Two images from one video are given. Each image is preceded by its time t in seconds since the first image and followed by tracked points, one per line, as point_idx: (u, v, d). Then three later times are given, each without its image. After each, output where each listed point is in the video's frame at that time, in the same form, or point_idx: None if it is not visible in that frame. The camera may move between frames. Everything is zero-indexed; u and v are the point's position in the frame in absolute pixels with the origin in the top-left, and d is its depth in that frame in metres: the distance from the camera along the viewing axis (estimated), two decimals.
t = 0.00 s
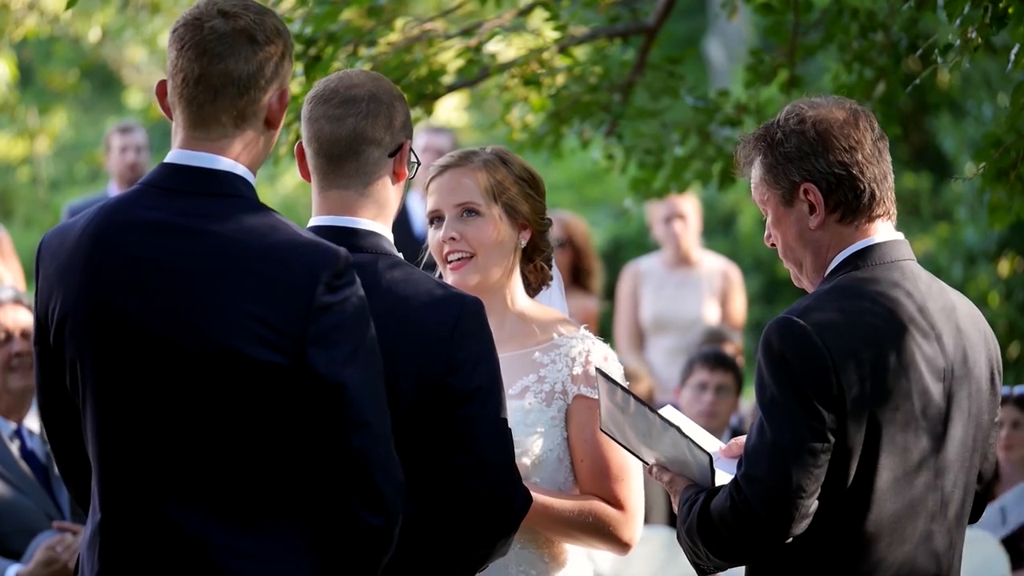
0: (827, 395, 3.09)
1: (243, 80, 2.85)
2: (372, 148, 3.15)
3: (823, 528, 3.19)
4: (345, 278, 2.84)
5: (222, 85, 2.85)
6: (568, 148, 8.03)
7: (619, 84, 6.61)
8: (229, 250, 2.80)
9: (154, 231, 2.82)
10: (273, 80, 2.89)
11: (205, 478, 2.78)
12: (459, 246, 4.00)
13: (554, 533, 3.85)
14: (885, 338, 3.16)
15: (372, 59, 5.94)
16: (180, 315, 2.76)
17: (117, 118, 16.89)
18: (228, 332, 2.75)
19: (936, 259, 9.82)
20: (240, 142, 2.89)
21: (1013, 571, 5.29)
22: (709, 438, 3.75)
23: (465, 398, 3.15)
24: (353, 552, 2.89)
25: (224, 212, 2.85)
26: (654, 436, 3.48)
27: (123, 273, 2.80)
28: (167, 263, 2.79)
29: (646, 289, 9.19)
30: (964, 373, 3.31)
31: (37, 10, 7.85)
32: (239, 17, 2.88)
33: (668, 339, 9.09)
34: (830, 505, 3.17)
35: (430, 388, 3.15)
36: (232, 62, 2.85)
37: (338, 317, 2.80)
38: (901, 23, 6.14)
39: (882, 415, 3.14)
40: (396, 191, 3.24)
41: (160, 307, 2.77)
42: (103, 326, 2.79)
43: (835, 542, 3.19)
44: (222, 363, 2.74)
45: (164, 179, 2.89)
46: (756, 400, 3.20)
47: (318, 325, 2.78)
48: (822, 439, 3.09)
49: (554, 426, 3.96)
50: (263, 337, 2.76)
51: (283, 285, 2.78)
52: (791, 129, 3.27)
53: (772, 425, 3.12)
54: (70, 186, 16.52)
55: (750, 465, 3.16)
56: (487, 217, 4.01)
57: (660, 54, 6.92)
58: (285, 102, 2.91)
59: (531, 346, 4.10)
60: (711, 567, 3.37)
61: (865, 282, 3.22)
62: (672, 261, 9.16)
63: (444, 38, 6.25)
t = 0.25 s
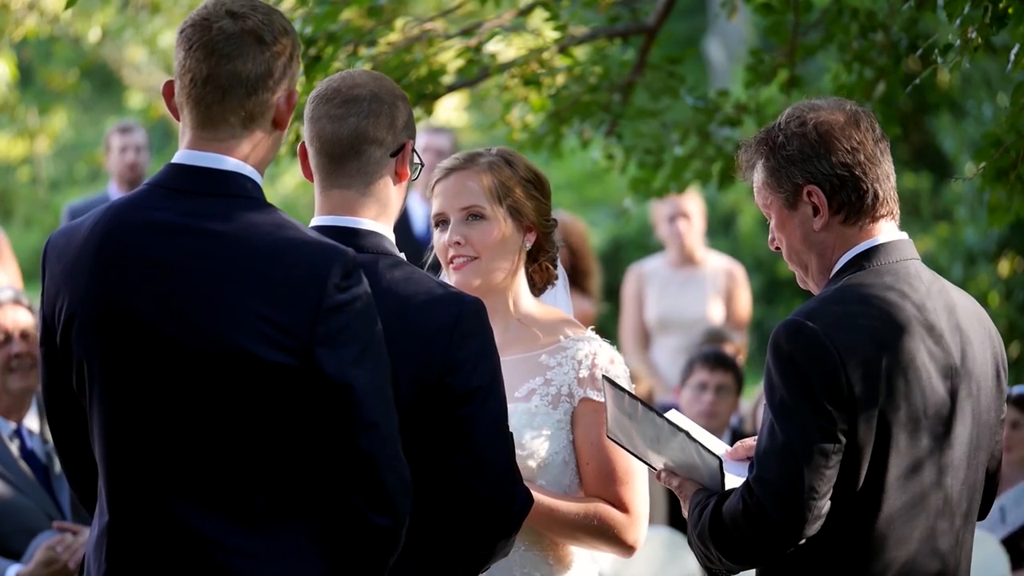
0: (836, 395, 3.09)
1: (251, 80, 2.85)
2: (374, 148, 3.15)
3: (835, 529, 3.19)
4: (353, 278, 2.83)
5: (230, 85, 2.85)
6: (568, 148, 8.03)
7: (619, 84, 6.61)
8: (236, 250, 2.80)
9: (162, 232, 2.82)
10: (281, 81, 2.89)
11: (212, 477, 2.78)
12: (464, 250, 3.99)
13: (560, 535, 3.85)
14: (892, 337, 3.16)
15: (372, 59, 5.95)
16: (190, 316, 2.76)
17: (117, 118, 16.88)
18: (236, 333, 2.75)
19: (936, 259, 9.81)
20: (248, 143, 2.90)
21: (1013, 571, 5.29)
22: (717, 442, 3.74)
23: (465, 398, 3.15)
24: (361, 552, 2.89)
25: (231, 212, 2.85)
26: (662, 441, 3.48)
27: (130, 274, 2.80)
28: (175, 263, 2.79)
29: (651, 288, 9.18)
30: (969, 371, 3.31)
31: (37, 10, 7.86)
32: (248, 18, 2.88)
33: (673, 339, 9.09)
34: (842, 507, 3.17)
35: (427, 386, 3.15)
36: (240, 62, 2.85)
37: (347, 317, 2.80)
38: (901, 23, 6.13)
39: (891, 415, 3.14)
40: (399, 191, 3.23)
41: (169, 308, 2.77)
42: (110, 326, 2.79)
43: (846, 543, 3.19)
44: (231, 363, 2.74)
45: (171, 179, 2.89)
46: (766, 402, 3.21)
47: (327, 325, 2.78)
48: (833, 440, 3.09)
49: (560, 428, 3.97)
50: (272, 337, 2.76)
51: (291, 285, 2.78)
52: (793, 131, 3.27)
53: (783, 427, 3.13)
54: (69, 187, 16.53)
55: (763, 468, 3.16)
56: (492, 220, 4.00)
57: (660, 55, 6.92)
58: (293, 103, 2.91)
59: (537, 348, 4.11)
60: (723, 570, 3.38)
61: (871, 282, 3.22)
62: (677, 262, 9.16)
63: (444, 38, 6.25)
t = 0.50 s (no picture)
0: (836, 393, 3.10)
1: (256, 81, 2.85)
2: (377, 148, 3.15)
3: (835, 527, 3.20)
4: (355, 278, 2.84)
5: (235, 85, 2.84)
6: (568, 148, 8.03)
7: (619, 84, 6.61)
8: (239, 250, 2.80)
9: (166, 232, 2.82)
10: (286, 82, 2.89)
11: (215, 477, 2.78)
12: (468, 251, 4.00)
13: (565, 534, 3.85)
14: (894, 337, 3.16)
15: (372, 59, 5.94)
16: (192, 316, 2.76)
17: (117, 118, 16.88)
18: (240, 333, 2.75)
19: (936, 259, 9.81)
20: (253, 143, 2.90)
21: (1013, 571, 5.29)
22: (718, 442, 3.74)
23: (468, 398, 3.15)
24: (364, 552, 2.89)
25: (235, 212, 2.85)
26: (664, 441, 3.48)
27: (134, 273, 2.80)
28: (179, 263, 2.79)
29: (657, 289, 9.19)
30: (969, 371, 3.31)
31: (37, 10, 7.85)
32: (253, 19, 2.87)
33: (679, 337, 9.09)
34: (842, 506, 3.18)
35: (429, 387, 3.15)
36: (246, 63, 2.84)
37: (350, 317, 2.80)
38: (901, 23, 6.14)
39: (891, 414, 3.14)
40: (402, 191, 3.24)
41: (172, 308, 2.77)
42: (113, 325, 2.79)
43: (845, 543, 3.19)
44: (235, 364, 2.74)
45: (175, 179, 2.89)
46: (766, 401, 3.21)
47: (330, 326, 2.78)
48: (833, 438, 3.09)
49: (566, 427, 3.97)
50: (274, 337, 2.76)
51: (294, 286, 2.78)
52: (794, 131, 3.27)
53: (784, 426, 3.13)
54: (69, 187, 16.53)
55: (764, 467, 3.16)
56: (498, 221, 4.01)
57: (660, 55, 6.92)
58: (298, 104, 2.91)
59: (544, 349, 4.11)
60: (723, 569, 3.38)
61: (873, 281, 3.22)
62: (685, 261, 9.16)
63: (444, 38, 6.25)
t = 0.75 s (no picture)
0: (829, 391, 3.09)
1: (256, 81, 2.85)
2: (379, 148, 3.15)
3: (824, 525, 3.20)
4: (355, 279, 2.84)
5: (235, 86, 2.84)
6: (568, 148, 8.02)
7: (619, 84, 6.61)
8: (238, 250, 2.80)
9: (165, 232, 2.82)
10: (287, 83, 2.89)
11: (214, 477, 2.78)
12: (474, 250, 4.01)
13: (571, 533, 3.86)
14: (890, 336, 3.16)
15: (372, 59, 5.93)
16: (191, 315, 2.76)
17: (117, 118, 16.89)
18: (238, 333, 2.75)
19: (936, 259, 9.80)
20: (253, 144, 2.90)
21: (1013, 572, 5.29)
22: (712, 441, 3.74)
23: (469, 399, 3.14)
24: (362, 553, 2.89)
25: (234, 212, 2.85)
26: (657, 437, 3.49)
27: (133, 273, 2.80)
28: (179, 263, 2.79)
29: (661, 288, 9.19)
30: (965, 372, 3.31)
31: (37, 10, 7.85)
32: (254, 19, 2.87)
33: (682, 338, 9.08)
34: (832, 503, 3.18)
35: (430, 387, 3.15)
36: (246, 64, 2.84)
37: (347, 318, 2.80)
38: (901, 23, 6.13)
39: (885, 413, 3.14)
40: (404, 192, 3.24)
41: (171, 308, 2.77)
42: (112, 325, 2.79)
43: (838, 541, 3.19)
44: (232, 365, 2.74)
45: (175, 179, 2.89)
46: (759, 398, 3.21)
47: (328, 327, 2.78)
48: (824, 436, 3.08)
49: (573, 425, 3.96)
50: (272, 338, 2.76)
51: (293, 287, 2.78)
52: (791, 130, 3.27)
53: (775, 423, 3.13)
54: (69, 187, 16.53)
55: (754, 462, 3.17)
56: (503, 221, 4.02)
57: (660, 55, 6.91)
58: (298, 105, 2.91)
59: (550, 348, 4.10)
60: (715, 567, 3.38)
61: (868, 281, 3.22)
62: (691, 260, 9.15)
63: (444, 38, 6.24)
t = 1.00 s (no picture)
0: (814, 389, 3.09)
1: (254, 82, 2.85)
2: (382, 148, 3.15)
3: (808, 523, 3.19)
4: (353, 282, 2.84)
5: (233, 87, 2.84)
6: (568, 149, 8.02)
7: (619, 84, 6.61)
8: (236, 252, 2.80)
9: (163, 232, 2.82)
10: (285, 84, 2.89)
11: (211, 478, 2.77)
12: (478, 250, 4.01)
13: (574, 534, 3.85)
14: (879, 336, 3.16)
15: (372, 59, 5.93)
16: (188, 316, 2.76)
17: (117, 118, 16.88)
18: (236, 334, 2.75)
19: (935, 259, 9.80)
20: (250, 145, 2.90)
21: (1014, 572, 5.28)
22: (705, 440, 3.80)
23: (470, 399, 3.14)
24: (357, 553, 2.89)
25: (230, 212, 2.85)
26: (646, 433, 3.48)
27: (129, 273, 2.79)
28: (177, 263, 2.79)
29: (661, 288, 9.20)
30: (958, 374, 3.31)
31: (36, 10, 7.85)
32: (252, 20, 2.87)
33: (683, 339, 9.10)
34: (816, 500, 3.17)
35: (433, 387, 3.15)
36: (244, 64, 2.84)
37: (343, 321, 2.80)
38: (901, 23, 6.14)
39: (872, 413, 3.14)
40: (407, 192, 3.23)
41: (167, 308, 2.77)
42: (108, 325, 2.79)
43: (824, 540, 3.18)
44: (229, 366, 2.75)
45: (172, 179, 2.89)
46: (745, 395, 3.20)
47: (326, 329, 2.79)
48: (809, 433, 3.08)
49: (575, 426, 3.96)
50: (269, 340, 2.76)
51: (291, 289, 2.79)
52: (785, 128, 3.27)
53: (760, 419, 3.12)
54: (68, 186, 16.52)
55: (738, 459, 3.16)
56: (507, 221, 4.02)
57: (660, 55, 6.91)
58: (296, 106, 2.91)
59: (554, 348, 4.10)
60: (700, 563, 3.38)
61: (859, 281, 3.22)
62: (690, 260, 9.17)
63: (444, 38, 6.24)
